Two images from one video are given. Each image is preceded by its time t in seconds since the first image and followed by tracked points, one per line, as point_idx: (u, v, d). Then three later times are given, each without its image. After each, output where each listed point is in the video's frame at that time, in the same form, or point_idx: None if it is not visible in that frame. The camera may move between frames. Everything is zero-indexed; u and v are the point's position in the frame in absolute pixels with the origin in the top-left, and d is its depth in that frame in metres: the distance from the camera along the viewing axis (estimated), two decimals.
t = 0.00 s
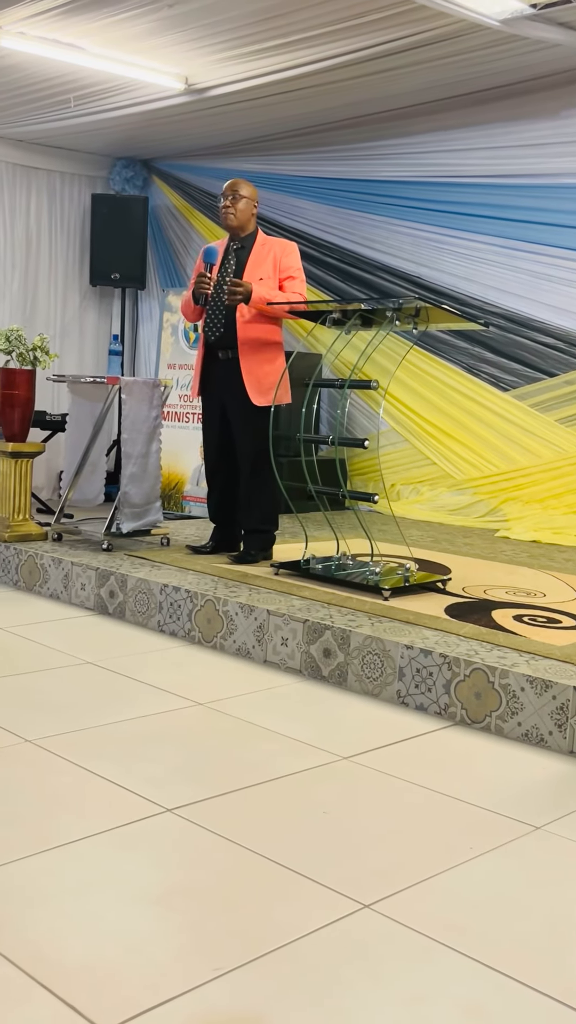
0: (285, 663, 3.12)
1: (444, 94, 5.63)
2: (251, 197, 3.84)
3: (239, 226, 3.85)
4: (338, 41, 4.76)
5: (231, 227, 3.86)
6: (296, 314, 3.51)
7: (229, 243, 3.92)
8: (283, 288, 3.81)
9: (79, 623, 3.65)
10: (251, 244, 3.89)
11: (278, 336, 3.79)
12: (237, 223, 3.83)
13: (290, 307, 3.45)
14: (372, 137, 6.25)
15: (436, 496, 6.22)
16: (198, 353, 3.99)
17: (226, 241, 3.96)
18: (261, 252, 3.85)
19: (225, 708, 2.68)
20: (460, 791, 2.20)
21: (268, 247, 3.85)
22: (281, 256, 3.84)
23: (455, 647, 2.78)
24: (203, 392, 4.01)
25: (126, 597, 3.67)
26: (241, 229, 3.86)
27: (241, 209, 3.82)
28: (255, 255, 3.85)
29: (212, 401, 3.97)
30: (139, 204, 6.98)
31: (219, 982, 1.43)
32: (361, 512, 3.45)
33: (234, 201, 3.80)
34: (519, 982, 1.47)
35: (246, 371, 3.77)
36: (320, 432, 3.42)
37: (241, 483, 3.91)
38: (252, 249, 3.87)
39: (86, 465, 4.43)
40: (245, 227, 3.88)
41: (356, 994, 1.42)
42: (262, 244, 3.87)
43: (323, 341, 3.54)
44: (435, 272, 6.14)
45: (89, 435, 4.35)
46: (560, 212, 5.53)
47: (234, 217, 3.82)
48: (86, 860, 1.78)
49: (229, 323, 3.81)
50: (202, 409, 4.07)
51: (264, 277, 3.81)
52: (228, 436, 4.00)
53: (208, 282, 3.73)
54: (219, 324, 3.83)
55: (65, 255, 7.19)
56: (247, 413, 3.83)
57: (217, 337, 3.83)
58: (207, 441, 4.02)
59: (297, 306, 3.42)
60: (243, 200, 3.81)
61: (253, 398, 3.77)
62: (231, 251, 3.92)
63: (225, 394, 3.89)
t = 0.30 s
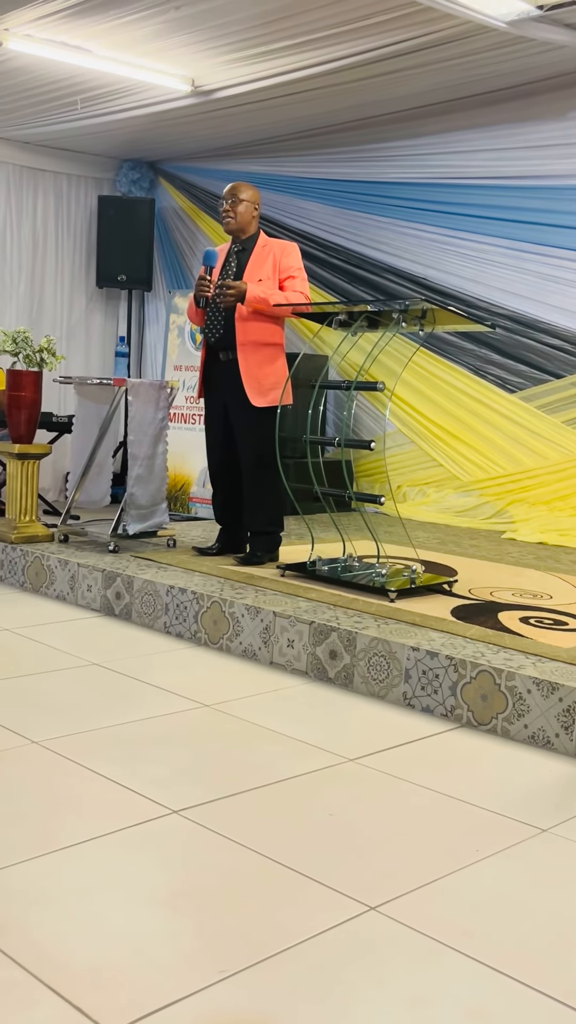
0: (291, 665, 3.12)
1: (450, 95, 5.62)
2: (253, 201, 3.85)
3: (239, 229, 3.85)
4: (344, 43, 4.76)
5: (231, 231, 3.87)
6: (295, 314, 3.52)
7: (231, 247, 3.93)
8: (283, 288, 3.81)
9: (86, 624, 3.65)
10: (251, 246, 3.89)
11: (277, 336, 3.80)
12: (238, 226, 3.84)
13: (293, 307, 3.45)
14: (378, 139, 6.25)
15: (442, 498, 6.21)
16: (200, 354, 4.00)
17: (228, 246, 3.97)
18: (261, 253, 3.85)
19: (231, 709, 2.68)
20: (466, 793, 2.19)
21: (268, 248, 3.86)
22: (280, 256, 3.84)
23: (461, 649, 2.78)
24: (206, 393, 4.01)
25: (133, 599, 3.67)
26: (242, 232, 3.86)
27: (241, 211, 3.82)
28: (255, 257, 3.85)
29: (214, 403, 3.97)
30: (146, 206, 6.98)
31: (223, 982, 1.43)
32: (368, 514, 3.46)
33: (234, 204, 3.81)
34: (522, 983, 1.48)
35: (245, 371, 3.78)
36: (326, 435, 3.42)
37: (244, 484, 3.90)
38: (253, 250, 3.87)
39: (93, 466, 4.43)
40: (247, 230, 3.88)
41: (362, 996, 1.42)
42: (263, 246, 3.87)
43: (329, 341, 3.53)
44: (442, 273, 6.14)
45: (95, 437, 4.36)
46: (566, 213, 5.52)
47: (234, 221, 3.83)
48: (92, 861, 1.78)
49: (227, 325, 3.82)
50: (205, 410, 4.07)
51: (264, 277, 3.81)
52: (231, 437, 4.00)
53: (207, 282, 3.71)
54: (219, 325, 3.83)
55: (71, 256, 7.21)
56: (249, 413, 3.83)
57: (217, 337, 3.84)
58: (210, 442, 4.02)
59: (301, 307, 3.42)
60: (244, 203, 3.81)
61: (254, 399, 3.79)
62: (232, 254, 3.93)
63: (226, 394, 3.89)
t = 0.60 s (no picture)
0: (294, 665, 3.12)
1: (454, 96, 5.62)
2: (249, 202, 3.83)
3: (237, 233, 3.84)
4: (347, 43, 4.76)
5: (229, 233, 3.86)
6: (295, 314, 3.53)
7: (229, 249, 3.93)
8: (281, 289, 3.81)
9: (89, 624, 3.65)
10: (249, 247, 3.89)
11: (276, 336, 3.81)
12: (235, 231, 3.83)
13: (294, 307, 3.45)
14: (381, 139, 6.24)
15: (446, 498, 6.21)
16: (200, 355, 4.00)
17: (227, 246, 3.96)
18: (259, 254, 3.86)
19: (234, 710, 2.68)
20: (470, 794, 2.19)
21: (266, 248, 3.86)
22: (278, 256, 3.85)
23: (464, 649, 2.78)
24: (206, 393, 4.01)
25: (136, 599, 3.68)
26: (240, 235, 3.86)
27: (238, 216, 3.81)
28: (253, 257, 3.85)
29: (214, 403, 3.97)
30: (150, 206, 6.97)
31: (226, 982, 1.43)
32: (371, 515, 3.47)
33: (231, 210, 3.79)
34: (523, 982, 1.48)
35: (244, 371, 3.78)
36: (330, 435, 3.40)
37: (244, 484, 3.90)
38: (251, 251, 3.87)
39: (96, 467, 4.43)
40: (245, 232, 3.88)
41: (364, 996, 1.42)
42: (261, 246, 3.88)
43: (333, 341, 3.52)
44: (445, 274, 6.13)
45: (99, 437, 4.36)
46: (570, 214, 5.52)
47: (232, 226, 3.82)
48: (94, 861, 1.78)
49: (226, 325, 3.82)
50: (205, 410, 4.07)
51: (262, 277, 3.81)
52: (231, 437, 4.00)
53: (207, 283, 3.69)
54: (218, 325, 3.84)
55: (75, 257, 7.21)
56: (248, 413, 3.83)
57: (216, 337, 3.84)
58: (210, 442, 4.02)
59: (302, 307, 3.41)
60: (239, 207, 3.80)
61: (254, 399, 3.78)
62: (231, 256, 3.93)
63: (226, 394, 3.89)
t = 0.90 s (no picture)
0: (295, 665, 3.12)
1: (455, 96, 5.62)
2: (242, 202, 3.83)
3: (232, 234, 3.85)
4: (348, 43, 4.76)
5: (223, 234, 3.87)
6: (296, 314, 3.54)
7: (224, 249, 3.92)
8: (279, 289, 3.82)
9: (91, 624, 3.65)
10: (245, 248, 3.89)
11: (277, 335, 3.81)
12: (229, 231, 3.84)
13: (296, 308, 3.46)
14: (383, 140, 6.25)
15: (447, 498, 6.21)
16: (202, 356, 4.00)
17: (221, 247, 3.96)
18: (255, 254, 3.85)
19: (235, 710, 2.68)
20: (473, 794, 2.19)
21: (262, 248, 3.86)
22: (274, 256, 3.84)
23: (466, 649, 2.78)
24: (207, 392, 4.01)
25: (137, 599, 3.68)
26: (235, 235, 3.86)
27: (231, 216, 3.82)
28: (250, 257, 3.85)
29: (216, 403, 3.97)
30: (151, 206, 6.99)
31: (229, 983, 1.43)
32: (373, 515, 3.46)
33: (224, 211, 3.81)
34: (525, 983, 1.47)
35: (248, 371, 3.78)
36: (331, 435, 3.41)
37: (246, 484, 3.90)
38: (247, 252, 3.87)
39: (98, 467, 4.44)
40: (240, 232, 3.89)
41: (365, 996, 1.42)
42: (257, 246, 3.88)
43: (334, 342, 3.51)
44: (446, 274, 6.13)
45: (100, 436, 4.36)
46: (572, 213, 5.52)
47: (226, 227, 3.84)
48: (94, 861, 1.78)
49: (228, 326, 3.82)
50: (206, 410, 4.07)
51: (260, 277, 3.81)
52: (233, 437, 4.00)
53: (207, 290, 3.71)
54: (220, 326, 3.83)
55: (76, 257, 7.22)
56: (250, 413, 3.83)
57: (219, 339, 3.83)
58: (212, 442, 4.02)
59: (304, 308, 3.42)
60: (233, 207, 3.80)
61: (258, 399, 3.79)
62: (226, 257, 3.92)
63: (227, 394, 3.89)
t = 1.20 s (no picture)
0: (294, 665, 3.12)
1: (454, 95, 5.62)
2: (238, 202, 3.81)
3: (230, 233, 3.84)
4: (348, 42, 4.76)
5: (221, 233, 3.85)
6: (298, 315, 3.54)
7: (222, 249, 3.91)
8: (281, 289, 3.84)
9: (90, 624, 3.65)
10: (244, 247, 3.89)
11: (280, 335, 3.82)
12: (227, 231, 3.83)
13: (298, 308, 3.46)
14: (382, 139, 6.24)
15: (446, 497, 6.21)
16: (204, 356, 3.99)
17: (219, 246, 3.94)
18: (255, 255, 3.85)
19: (235, 709, 2.68)
20: (472, 792, 2.19)
21: (262, 248, 3.86)
22: (275, 256, 3.86)
23: (465, 648, 2.78)
24: (209, 393, 3.99)
25: (136, 598, 3.68)
26: (233, 235, 3.86)
27: (229, 216, 3.81)
28: (250, 257, 3.85)
29: (217, 404, 3.95)
30: (150, 205, 6.99)
31: (229, 982, 1.43)
32: (371, 513, 3.42)
33: (221, 211, 3.78)
34: (527, 983, 1.47)
35: (254, 372, 3.79)
36: (330, 434, 3.42)
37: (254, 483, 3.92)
38: (246, 252, 3.87)
39: (97, 466, 4.43)
40: (237, 232, 3.88)
41: (365, 994, 1.42)
42: (256, 245, 3.87)
43: (333, 341, 3.52)
44: (445, 273, 6.13)
45: (100, 436, 4.36)
46: (572, 212, 5.51)
47: (223, 226, 3.82)
48: (94, 861, 1.78)
49: (232, 326, 3.82)
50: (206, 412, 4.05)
51: (261, 277, 3.81)
52: (234, 437, 4.00)
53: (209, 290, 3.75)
54: (224, 326, 3.83)
55: (75, 257, 7.21)
56: (256, 413, 3.83)
57: (223, 339, 3.82)
58: (213, 443, 4.01)
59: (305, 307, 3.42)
60: (230, 207, 3.79)
61: (265, 399, 3.80)
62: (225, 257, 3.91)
63: (231, 394, 3.88)
